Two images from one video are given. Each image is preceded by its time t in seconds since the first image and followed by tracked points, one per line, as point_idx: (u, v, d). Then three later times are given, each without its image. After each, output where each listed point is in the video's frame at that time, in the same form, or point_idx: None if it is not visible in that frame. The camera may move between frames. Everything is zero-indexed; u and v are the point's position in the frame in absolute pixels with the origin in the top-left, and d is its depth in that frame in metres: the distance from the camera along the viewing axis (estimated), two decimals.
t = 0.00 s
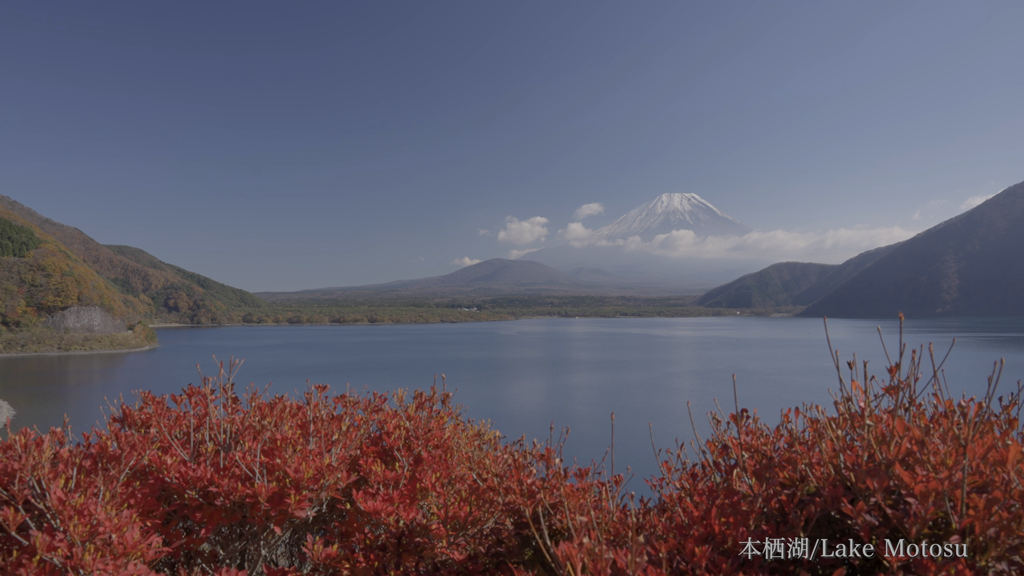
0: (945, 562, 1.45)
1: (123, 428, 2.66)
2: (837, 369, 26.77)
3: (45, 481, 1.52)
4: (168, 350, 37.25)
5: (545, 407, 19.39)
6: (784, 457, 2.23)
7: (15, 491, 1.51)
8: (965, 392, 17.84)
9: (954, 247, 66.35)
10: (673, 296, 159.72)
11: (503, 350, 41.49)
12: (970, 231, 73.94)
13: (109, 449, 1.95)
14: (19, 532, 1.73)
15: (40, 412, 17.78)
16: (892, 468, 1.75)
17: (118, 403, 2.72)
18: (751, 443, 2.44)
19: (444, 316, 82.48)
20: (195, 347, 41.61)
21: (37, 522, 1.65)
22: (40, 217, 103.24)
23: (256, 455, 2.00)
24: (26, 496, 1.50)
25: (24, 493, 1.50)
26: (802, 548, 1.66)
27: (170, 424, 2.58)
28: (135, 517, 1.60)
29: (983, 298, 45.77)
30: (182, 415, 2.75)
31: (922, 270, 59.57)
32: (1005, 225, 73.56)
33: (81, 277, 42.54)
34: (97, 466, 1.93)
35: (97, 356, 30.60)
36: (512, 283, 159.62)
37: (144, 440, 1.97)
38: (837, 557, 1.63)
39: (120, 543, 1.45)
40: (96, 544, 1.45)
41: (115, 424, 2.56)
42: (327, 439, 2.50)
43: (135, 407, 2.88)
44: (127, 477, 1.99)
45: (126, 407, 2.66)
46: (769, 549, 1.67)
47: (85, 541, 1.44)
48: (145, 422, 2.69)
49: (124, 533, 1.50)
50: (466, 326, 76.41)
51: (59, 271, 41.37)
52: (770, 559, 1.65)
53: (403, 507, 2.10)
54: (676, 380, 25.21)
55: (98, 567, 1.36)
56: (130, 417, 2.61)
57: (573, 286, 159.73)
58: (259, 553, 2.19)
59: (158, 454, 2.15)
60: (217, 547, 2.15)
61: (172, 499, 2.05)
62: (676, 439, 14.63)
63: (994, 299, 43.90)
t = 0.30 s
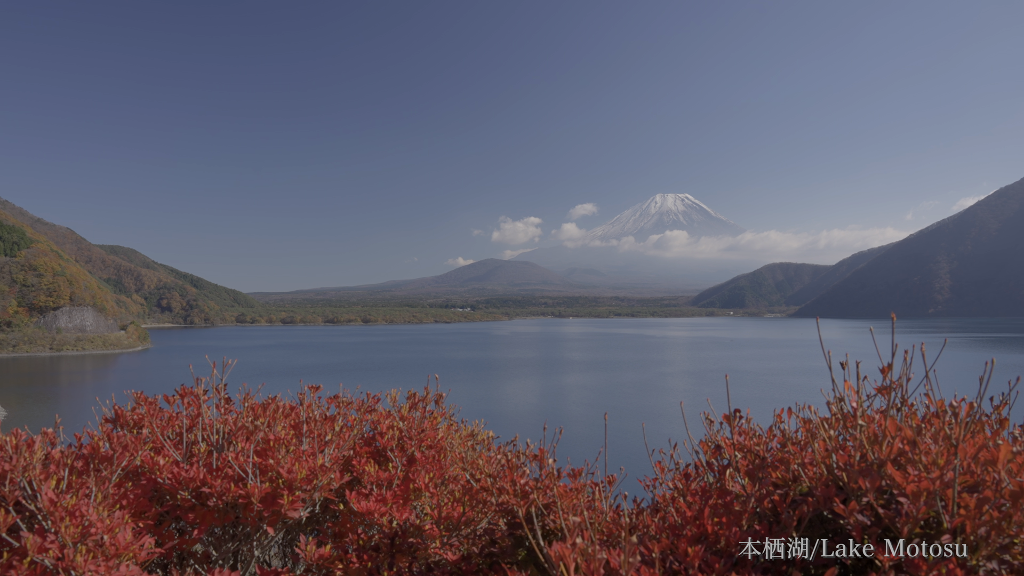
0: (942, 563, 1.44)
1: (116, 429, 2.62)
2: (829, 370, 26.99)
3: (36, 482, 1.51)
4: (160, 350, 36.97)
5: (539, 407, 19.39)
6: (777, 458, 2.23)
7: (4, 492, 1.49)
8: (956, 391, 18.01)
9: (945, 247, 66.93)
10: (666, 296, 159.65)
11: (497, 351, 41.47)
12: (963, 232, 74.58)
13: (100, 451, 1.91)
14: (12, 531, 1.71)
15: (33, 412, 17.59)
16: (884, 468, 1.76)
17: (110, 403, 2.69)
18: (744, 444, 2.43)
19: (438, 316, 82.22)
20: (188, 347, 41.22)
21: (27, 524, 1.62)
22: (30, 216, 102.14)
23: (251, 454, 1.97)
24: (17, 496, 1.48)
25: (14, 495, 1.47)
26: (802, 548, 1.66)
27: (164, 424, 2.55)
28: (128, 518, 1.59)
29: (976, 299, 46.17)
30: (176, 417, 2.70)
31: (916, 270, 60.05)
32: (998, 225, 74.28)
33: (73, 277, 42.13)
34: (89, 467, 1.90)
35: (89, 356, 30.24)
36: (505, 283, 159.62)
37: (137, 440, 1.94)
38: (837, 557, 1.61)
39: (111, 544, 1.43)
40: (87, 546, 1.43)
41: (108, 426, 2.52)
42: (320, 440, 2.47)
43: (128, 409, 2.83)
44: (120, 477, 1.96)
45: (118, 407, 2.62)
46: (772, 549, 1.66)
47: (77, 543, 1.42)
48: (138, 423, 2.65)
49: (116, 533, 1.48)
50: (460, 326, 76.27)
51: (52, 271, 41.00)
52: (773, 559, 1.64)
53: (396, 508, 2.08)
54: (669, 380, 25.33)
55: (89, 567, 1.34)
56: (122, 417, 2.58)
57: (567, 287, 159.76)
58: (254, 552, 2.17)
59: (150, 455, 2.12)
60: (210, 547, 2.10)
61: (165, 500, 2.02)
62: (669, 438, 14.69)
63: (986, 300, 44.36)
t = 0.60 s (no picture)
0: (935, 561, 1.44)
1: (107, 430, 2.57)
2: (822, 370, 27.24)
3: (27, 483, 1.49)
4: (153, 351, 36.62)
5: (533, 407, 19.42)
6: (769, 457, 2.23)
7: None
8: (946, 391, 18.21)
9: (938, 248, 67.49)
10: (660, 297, 159.62)
11: (491, 351, 41.43)
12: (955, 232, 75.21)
13: (93, 451, 1.88)
14: None
15: (24, 412, 17.37)
16: (875, 467, 1.76)
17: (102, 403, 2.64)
18: (737, 443, 2.43)
19: (431, 317, 81.95)
20: (181, 347, 40.82)
21: (16, 524, 1.59)
22: (20, 215, 100.93)
23: (245, 454, 1.93)
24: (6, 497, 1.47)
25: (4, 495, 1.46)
26: (801, 548, 1.66)
27: (156, 425, 2.50)
28: (120, 519, 1.57)
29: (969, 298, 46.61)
30: (169, 417, 2.66)
31: (909, 271, 60.52)
32: (989, 226, 75.00)
33: (65, 277, 41.65)
34: (80, 468, 1.86)
35: (81, 357, 29.91)
36: (499, 283, 159.65)
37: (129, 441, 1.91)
38: (834, 556, 1.61)
39: (103, 544, 1.40)
40: (78, 547, 1.41)
41: (100, 426, 2.47)
42: (314, 441, 2.44)
43: (120, 409, 2.78)
44: (112, 478, 1.93)
45: (110, 408, 2.58)
46: (771, 548, 1.65)
47: (68, 543, 1.39)
48: (130, 423, 2.60)
49: (108, 534, 1.46)
50: (454, 326, 76.13)
51: (43, 271, 40.50)
52: (773, 559, 1.63)
53: (390, 508, 2.05)
54: (663, 380, 25.46)
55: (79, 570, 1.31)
56: (114, 418, 2.53)
57: (560, 287, 159.75)
58: (246, 554, 2.13)
59: (143, 455, 2.08)
60: (203, 547, 2.07)
61: (158, 500, 1.98)
62: (662, 438, 14.75)
63: (979, 300, 44.82)
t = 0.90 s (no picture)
0: (929, 561, 1.44)
1: (99, 431, 2.53)
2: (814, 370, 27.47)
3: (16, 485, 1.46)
4: (146, 351, 36.35)
5: (527, 407, 19.44)
6: (762, 458, 2.23)
7: None
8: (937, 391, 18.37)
9: (930, 248, 68.09)
10: (653, 297, 159.61)
11: (485, 351, 41.43)
12: (947, 233, 75.94)
13: (84, 451, 1.85)
14: None
15: (16, 412, 17.18)
16: (868, 467, 1.75)
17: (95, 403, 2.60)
18: (731, 444, 2.42)
19: (425, 317, 81.70)
20: (174, 347, 40.49)
21: (7, 526, 1.56)
22: (10, 214, 99.97)
23: (237, 454, 1.90)
24: None
25: None
26: (800, 548, 1.65)
27: (149, 426, 2.45)
28: (111, 521, 1.54)
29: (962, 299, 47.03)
30: (162, 417, 2.60)
31: (903, 271, 60.96)
32: (982, 226, 75.71)
33: (57, 277, 41.20)
34: (72, 469, 1.82)
35: (73, 357, 29.64)
36: (493, 283, 159.63)
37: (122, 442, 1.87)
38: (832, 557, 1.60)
39: (95, 545, 1.39)
40: (69, 549, 1.39)
41: (91, 427, 2.42)
42: (306, 442, 2.40)
43: (111, 410, 2.73)
44: (104, 480, 1.90)
45: (101, 408, 2.53)
46: (770, 548, 1.64)
47: (60, 545, 1.38)
48: (122, 424, 2.56)
49: (99, 536, 1.44)
50: (448, 327, 75.99)
51: (35, 270, 40.05)
52: (775, 558, 1.62)
53: (383, 509, 2.03)
54: (656, 380, 25.59)
55: (71, 571, 1.29)
56: (106, 419, 2.48)
57: (554, 288, 159.72)
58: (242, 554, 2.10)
59: (134, 455, 2.04)
60: (195, 549, 2.02)
61: (149, 501, 1.95)
62: (655, 439, 14.82)
63: (970, 300, 45.25)
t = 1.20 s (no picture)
0: (920, 559, 1.44)
1: (91, 431, 2.49)
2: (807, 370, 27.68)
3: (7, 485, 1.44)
4: (140, 351, 36.04)
5: (520, 408, 19.44)
6: (755, 458, 2.22)
7: None
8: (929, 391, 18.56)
9: (922, 249, 68.71)
10: (647, 297, 159.66)
11: (479, 352, 41.36)
12: (940, 233, 76.53)
13: (76, 452, 1.82)
14: None
15: (8, 412, 16.98)
16: (859, 467, 1.75)
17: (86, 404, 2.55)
18: (724, 444, 2.42)
19: (419, 317, 81.40)
20: (167, 348, 40.11)
21: None
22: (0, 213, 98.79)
23: (229, 455, 1.87)
24: None
25: None
26: (801, 548, 1.65)
27: (141, 427, 2.41)
28: (104, 521, 1.53)
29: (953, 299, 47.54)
30: (154, 418, 2.56)
31: (896, 271, 61.41)
32: (974, 227, 76.32)
33: (49, 277, 40.71)
34: (64, 470, 1.80)
35: (66, 357, 29.32)
36: (486, 284, 159.59)
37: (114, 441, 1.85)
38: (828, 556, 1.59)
39: (86, 547, 1.38)
40: (62, 549, 1.38)
41: (83, 428, 2.38)
42: (299, 442, 2.37)
43: (104, 411, 2.69)
44: (95, 481, 1.87)
45: (94, 409, 2.49)
46: (769, 548, 1.63)
47: (51, 547, 1.36)
48: (115, 425, 2.51)
49: (91, 536, 1.43)
50: (442, 327, 75.81)
51: (27, 270, 39.57)
52: (773, 558, 1.61)
53: (376, 509, 2.01)
54: (650, 381, 25.69)
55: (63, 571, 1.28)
56: (98, 420, 2.44)
57: (548, 288, 159.76)
58: (235, 555, 2.07)
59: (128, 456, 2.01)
60: (187, 549, 1.99)
61: (142, 502, 1.92)
62: (648, 439, 14.87)
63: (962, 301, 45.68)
